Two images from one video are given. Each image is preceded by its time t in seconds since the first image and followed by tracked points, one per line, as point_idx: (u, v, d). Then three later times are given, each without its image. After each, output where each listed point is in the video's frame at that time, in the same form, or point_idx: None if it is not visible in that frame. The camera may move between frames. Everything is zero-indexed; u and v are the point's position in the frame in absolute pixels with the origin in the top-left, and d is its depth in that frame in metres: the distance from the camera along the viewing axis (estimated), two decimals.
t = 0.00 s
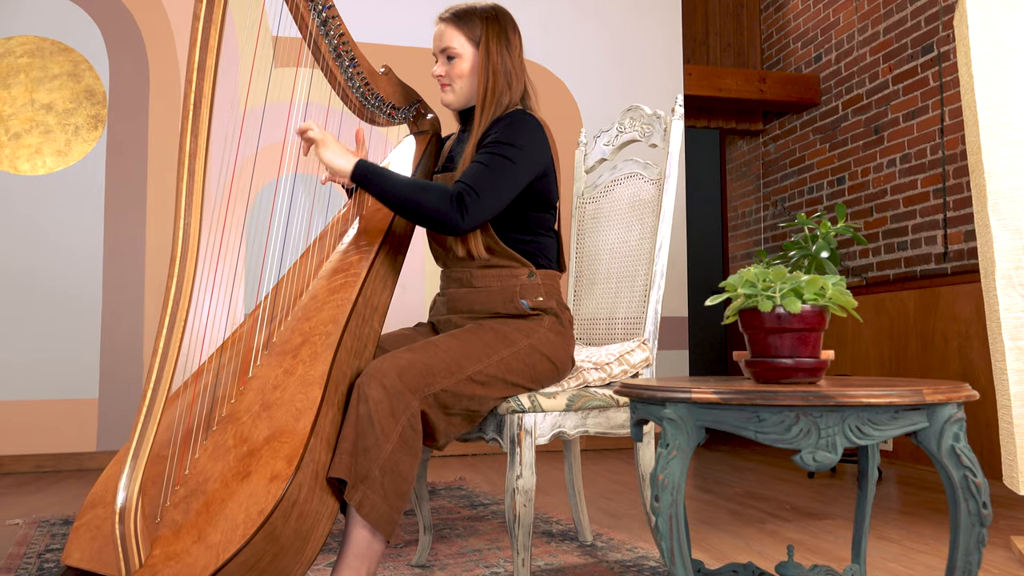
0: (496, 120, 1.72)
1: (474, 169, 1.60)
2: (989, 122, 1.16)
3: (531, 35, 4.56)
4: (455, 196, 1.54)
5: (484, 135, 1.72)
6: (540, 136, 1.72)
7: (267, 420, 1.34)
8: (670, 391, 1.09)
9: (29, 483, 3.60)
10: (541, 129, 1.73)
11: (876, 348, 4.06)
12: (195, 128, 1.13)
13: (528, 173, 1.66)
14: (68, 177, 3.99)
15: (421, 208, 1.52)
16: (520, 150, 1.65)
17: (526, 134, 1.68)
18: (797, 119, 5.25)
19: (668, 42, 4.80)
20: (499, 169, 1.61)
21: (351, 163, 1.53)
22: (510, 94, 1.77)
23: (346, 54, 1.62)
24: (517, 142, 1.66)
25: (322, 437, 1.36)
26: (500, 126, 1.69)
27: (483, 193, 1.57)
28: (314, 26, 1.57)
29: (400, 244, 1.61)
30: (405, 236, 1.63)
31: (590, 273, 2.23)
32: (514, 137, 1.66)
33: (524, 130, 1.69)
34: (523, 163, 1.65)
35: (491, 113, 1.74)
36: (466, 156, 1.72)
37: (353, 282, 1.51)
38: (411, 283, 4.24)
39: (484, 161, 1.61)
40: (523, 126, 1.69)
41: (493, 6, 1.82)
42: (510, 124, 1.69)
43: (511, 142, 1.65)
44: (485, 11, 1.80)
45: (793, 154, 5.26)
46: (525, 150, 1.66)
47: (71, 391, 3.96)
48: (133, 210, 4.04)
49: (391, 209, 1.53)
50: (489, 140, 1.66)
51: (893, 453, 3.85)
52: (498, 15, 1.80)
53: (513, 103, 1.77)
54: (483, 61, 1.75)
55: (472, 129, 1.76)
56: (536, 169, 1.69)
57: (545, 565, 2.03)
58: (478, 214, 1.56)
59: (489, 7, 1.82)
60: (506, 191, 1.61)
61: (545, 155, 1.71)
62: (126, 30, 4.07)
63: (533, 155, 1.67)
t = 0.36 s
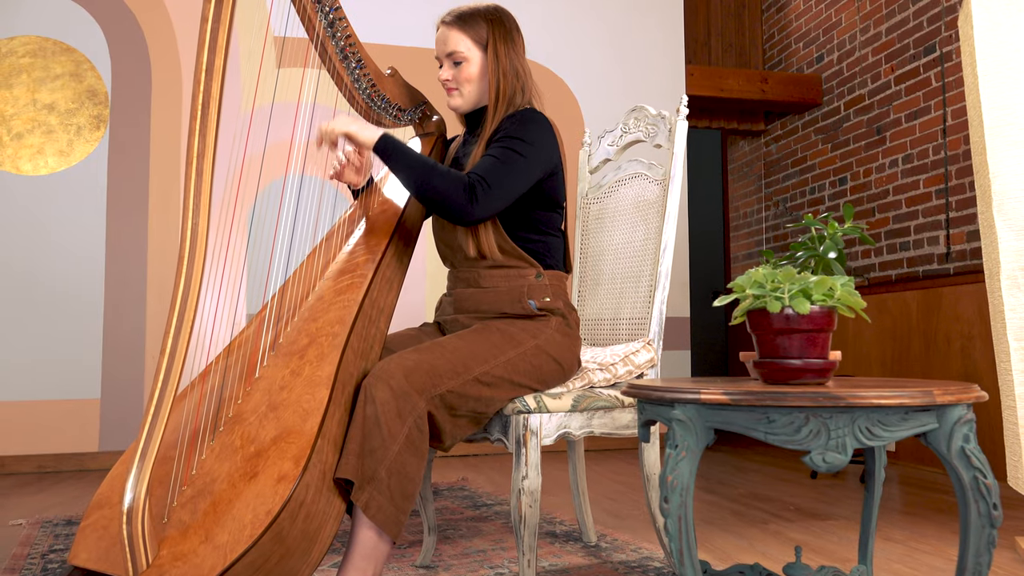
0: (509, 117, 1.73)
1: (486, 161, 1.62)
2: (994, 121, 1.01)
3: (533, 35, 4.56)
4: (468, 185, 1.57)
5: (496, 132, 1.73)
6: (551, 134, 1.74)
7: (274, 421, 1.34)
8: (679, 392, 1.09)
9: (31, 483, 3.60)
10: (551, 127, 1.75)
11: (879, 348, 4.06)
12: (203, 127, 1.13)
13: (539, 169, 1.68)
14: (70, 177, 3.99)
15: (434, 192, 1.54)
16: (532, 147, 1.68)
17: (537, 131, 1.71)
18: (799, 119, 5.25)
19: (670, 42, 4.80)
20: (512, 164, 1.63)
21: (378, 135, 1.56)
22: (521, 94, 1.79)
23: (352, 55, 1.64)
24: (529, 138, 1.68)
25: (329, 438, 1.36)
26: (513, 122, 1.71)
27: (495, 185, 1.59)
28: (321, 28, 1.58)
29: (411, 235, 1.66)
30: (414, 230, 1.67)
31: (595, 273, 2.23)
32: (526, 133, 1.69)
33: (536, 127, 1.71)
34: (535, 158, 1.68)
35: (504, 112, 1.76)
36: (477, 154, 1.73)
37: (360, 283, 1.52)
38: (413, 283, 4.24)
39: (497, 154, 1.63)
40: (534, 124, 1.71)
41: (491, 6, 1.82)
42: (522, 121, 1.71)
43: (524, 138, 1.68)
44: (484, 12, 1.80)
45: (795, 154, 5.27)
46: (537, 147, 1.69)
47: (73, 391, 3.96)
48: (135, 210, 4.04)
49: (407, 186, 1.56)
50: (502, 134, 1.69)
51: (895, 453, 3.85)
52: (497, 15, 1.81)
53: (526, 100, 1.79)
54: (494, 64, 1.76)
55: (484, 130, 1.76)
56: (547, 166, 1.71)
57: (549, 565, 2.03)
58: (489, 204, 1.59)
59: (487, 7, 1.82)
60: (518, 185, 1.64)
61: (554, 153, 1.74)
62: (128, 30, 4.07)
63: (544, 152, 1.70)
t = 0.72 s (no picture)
0: (503, 120, 1.72)
1: (473, 169, 1.61)
2: (998, 122, 1.14)
3: (535, 35, 4.56)
4: (453, 194, 1.56)
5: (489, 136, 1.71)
6: (544, 136, 1.72)
7: (280, 421, 1.34)
8: (688, 393, 1.09)
9: (34, 483, 3.60)
10: (544, 129, 1.74)
11: (881, 349, 4.05)
12: (209, 128, 1.12)
13: (529, 174, 1.67)
14: (71, 177, 3.99)
15: (419, 200, 1.54)
16: (521, 152, 1.66)
17: (529, 136, 1.69)
18: (801, 120, 5.26)
19: (672, 42, 4.80)
20: (499, 171, 1.62)
21: (366, 140, 1.54)
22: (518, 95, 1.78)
23: (358, 55, 1.64)
24: (518, 143, 1.67)
25: (336, 438, 1.36)
26: (506, 127, 1.69)
27: (480, 194, 1.58)
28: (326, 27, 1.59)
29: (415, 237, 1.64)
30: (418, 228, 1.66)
31: (599, 273, 2.23)
32: (516, 139, 1.67)
33: (528, 131, 1.70)
34: (525, 164, 1.66)
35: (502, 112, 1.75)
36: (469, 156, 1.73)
37: (366, 283, 1.52)
38: (415, 283, 4.24)
39: (484, 162, 1.62)
40: (526, 128, 1.70)
41: (489, 6, 1.82)
42: (514, 126, 1.70)
43: (514, 144, 1.66)
44: (482, 12, 1.80)
45: (797, 155, 5.27)
46: (527, 152, 1.67)
47: (75, 392, 3.96)
48: (137, 210, 4.03)
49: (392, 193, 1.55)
50: (492, 139, 1.68)
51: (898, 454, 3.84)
52: (495, 16, 1.80)
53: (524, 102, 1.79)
54: (491, 65, 1.75)
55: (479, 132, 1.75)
56: (539, 170, 1.70)
57: (554, 566, 2.03)
58: (474, 214, 1.58)
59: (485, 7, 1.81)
60: (504, 193, 1.62)
61: (548, 155, 1.72)
62: (131, 30, 4.07)
63: (534, 157, 1.68)
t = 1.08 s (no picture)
0: (509, 130, 1.71)
1: (487, 189, 1.61)
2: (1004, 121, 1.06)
3: (538, 35, 4.56)
4: (474, 218, 1.57)
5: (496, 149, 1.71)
6: (551, 141, 1.72)
7: (288, 422, 1.34)
8: (699, 394, 1.09)
9: (37, 483, 3.60)
10: (551, 132, 1.73)
11: (885, 349, 4.05)
12: (216, 129, 1.12)
13: (541, 184, 1.67)
14: (74, 177, 3.99)
15: (443, 233, 1.55)
16: (531, 164, 1.66)
17: (537, 144, 1.69)
18: (804, 120, 5.25)
19: (675, 43, 4.79)
20: (512, 187, 1.62)
21: (374, 186, 1.54)
22: (522, 99, 1.78)
23: (364, 55, 1.66)
24: (527, 155, 1.66)
25: (344, 439, 1.36)
26: (512, 138, 1.69)
27: (498, 215, 1.59)
28: (333, 28, 1.60)
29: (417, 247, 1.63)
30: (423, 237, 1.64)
31: (605, 273, 2.23)
32: (524, 150, 1.67)
33: (533, 138, 1.69)
34: (536, 175, 1.66)
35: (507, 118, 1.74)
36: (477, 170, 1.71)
37: (372, 283, 1.52)
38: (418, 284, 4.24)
39: (496, 180, 1.63)
40: (534, 137, 1.69)
41: (486, 8, 1.80)
42: (520, 136, 1.69)
43: (522, 155, 1.66)
44: (480, 14, 1.79)
45: (800, 155, 5.27)
46: (535, 162, 1.67)
47: (78, 392, 3.95)
48: (140, 210, 4.03)
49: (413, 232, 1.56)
50: (501, 155, 1.67)
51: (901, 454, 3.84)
52: (493, 18, 1.79)
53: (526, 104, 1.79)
54: (492, 70, 1.74)
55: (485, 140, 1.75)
56: (549, 177, 1.69)
57: (560, 567, 2.02)
58: (497, 234, 1.59)
59: (482, 9, 1.80)
60: (522, 209, 1.63)
61: (556, 158, 1.72)
62: (134, 30, 4.07)
63: (544, 165, 1.68)
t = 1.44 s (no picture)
0: (529, 123, 1.75)
1: (509, 182, 1.65)
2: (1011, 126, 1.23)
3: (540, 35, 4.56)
4: (499, 212, 1.61)
5: (515, 143, 1.74)
6: (569, 138, 1.77)
7: (296, 422, 1.34)
8: (709, 395, 1.09)
9: (40, 483, 3.60)
10: (569, 129, 1.78)
11: (888, 350, 4.05)
12: (226, 130, 1.11)
13: (559, 178, 1.71)
14: (76, 177, 3.98)
15: (470, 226, 1.58)
16: (550, 158, 1.70)
17: (556, 140, 1.73)
18: (806, 120, 5.25)
19: (677, 43, 4.79)
20: (534, 180, 1.66)
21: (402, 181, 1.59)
22: (541, 101, 1.82)
23: (372, 57, 1.66)
24: (547, 150, 1.70)
25: (352, 439, 1.36)
26: (533, 132, 1.73)
27: (522, 209, 1.63)
28: (341, 29, 1.60)
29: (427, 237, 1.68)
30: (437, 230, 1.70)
31: (610, 273, 2.22)
32: (543, 145, 1.70)
33: (553, 133, 1.73)
34: (555, 169, 1.70)
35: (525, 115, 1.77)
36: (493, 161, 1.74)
37: (381, 285, 1.53)
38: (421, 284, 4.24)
39: (518, 174, 1.67)
40: (553, 132, 1.73)
41: (526, 12, 1.86)
42: (540, 131, 1.73)
43: (541, 149, 1.70)
44: (519, 15, 1.84)
45: (802, 155, 5.27)
46: (554, 156, 1.71)
47: (80, 392, 3.95)
48: (142, 210, 4.03)
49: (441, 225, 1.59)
50: (522, 148, 1.71)
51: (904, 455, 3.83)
52: (531, 21, 1.85)
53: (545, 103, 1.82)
54: (521, 67, 1.78)
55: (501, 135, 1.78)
56: (566, 173, 1.73)
57: (565, 567, 2.02)
58: (520, 229, 1.63)
59: (522, 12, 1.86)
60: (543, 202, 1.67)
61: (572, 154, 1.76)
62: (136, 30, 4.07)
63: (562, 160, 1.72)
